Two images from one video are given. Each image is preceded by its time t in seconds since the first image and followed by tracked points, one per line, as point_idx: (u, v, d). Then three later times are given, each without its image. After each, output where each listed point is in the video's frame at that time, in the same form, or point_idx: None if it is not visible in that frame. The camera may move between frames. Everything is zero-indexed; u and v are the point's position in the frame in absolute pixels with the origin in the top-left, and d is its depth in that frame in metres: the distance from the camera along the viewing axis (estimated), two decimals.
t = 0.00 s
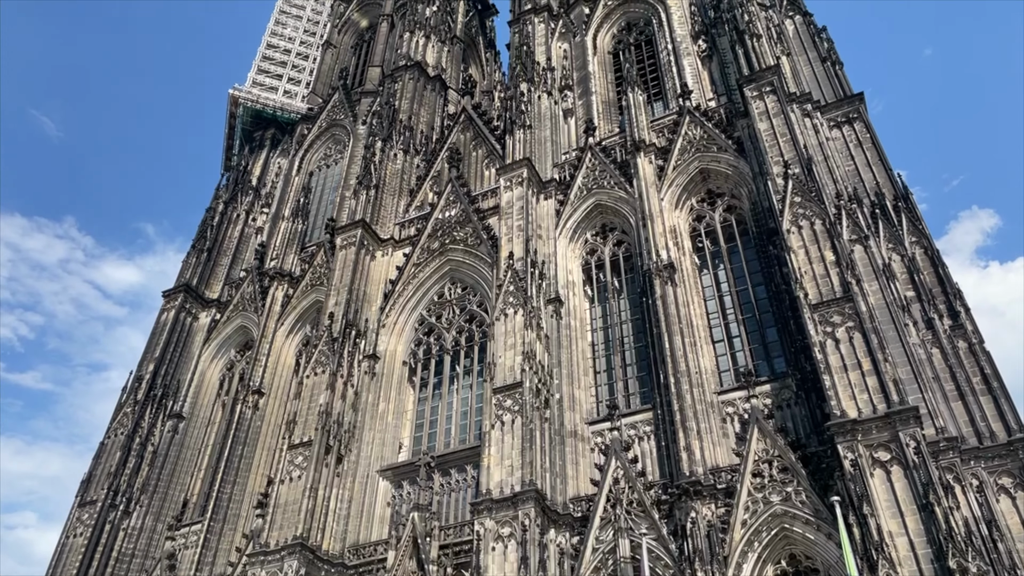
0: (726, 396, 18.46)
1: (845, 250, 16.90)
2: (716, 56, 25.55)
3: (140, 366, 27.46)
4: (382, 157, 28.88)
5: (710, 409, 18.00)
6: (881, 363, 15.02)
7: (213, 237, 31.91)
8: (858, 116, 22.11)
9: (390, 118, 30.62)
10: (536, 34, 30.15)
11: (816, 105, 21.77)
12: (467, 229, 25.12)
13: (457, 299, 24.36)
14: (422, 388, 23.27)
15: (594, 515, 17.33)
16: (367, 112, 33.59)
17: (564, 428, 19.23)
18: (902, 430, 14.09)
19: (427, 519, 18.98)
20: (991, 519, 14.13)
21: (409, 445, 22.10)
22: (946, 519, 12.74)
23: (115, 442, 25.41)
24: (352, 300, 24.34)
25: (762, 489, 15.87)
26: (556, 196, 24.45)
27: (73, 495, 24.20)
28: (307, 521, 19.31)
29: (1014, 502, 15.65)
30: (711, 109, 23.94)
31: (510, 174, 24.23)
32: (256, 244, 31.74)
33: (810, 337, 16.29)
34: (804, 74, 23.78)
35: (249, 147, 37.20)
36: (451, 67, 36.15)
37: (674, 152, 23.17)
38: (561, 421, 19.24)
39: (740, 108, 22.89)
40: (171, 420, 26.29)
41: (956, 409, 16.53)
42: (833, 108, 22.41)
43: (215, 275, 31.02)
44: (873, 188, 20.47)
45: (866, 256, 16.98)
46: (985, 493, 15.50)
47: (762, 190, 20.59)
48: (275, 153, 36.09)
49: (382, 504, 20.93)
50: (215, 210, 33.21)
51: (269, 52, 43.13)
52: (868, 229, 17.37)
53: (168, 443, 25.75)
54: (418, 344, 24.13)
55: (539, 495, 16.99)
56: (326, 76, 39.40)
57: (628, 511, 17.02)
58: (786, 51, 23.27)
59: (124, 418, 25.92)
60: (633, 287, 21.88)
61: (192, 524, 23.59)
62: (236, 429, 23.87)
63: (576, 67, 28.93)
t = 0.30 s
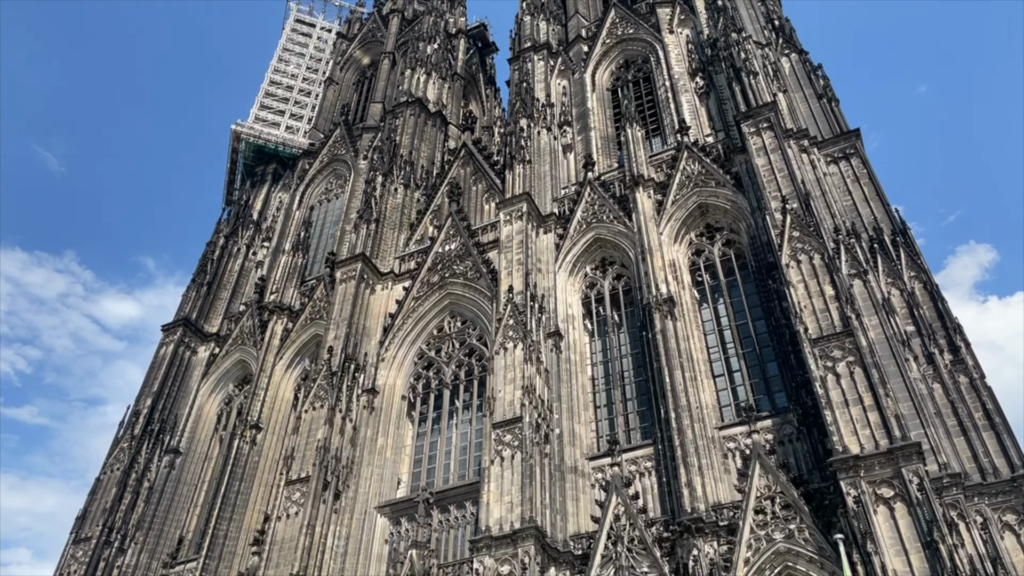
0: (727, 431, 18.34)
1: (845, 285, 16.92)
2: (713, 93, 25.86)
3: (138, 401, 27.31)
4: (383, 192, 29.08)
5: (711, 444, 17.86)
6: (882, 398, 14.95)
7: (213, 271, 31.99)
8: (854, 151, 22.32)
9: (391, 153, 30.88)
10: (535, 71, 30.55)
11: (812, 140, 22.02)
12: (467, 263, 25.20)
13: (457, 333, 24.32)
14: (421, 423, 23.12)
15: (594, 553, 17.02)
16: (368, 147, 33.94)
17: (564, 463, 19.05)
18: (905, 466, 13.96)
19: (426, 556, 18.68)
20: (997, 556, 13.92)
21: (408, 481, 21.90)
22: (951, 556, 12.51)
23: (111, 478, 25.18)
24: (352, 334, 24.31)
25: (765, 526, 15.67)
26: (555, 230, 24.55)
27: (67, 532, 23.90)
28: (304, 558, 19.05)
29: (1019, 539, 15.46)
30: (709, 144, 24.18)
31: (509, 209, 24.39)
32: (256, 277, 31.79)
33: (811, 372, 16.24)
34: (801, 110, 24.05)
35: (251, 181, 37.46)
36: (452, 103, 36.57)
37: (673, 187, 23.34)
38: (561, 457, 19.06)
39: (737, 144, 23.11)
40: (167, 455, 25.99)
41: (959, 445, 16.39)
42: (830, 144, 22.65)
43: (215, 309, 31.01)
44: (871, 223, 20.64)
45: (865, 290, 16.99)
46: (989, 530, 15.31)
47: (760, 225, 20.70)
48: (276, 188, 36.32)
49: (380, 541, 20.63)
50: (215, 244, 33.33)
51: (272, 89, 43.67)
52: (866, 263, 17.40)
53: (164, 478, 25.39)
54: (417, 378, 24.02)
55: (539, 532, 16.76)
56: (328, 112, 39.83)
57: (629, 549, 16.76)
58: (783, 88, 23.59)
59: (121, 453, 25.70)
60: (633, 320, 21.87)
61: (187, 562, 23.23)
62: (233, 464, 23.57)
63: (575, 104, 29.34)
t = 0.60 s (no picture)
0: (727, 467, 18.18)
1: (843, 319, 16.92)
2: (710, 129, 26.12)
3: (133, 435, 27.07)
4: (382, 225, 29.20)
5: (711, 480, 17.69)
6: (882, 433, 14.85)
7: (211, 304, 31.95)
8: (850, 187, 22.52)
9: (390, 187, 31.07)
10: (534, 106, 30.88)
11: (809, 176, 22.22)
12: (465, 296, 25.23)
13: (455, 366, 24.23)
14: (419, 458, 22.92)
15: None
16: (368, 182, 34.19)
17: (563, 499, 18.81)
18: (906, 503, 13.83)
19: None
20: None
21: (405, 518, 21.66)
22: None
23: (104, 514, 24.97)
24: (349, 367, 24.21)
25: (767, 563, 15.46)
26: (554, 263, 24.60)
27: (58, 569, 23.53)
28: None
29: None
30: (706, 179, 24.36)
31: (508, 242, 24.53)
32: (254, 310, 31.76)
33: (811, 407, 16.16)
34: (797, 146, 24.29)
35: (251, 215, 37.62)
36: (451, 138, 36.90)
37: (671, 221, 23.47)
38: (559, 493, 18.81)
39: (734, 179, 23.29)
40: (162, 490, 25.71)
41: (960, 481, 16.19)
42: (826, 179, 22.86)
43: (213, 342, 30.92)
44: (869, 256, 20.87)
45: (863, 325, 16.99)
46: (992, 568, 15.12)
47: (758, 259, 20.76)
48: (276, 221, 36.48)
49: None
50: (214, 277, 33.35)
51: (273, 123, 44.08)
52: (864, 298, 17.45)
53: (159, 515, 25.09)
54: (415, 413, 23.86)
55: (537, 569, 16.48)
56: (329, 146, 40.16)
57: None
58: (779, 124, 23.86)
59: (115, 488, 25.42)
60: (632, 354, 21.81)
61: None
62: (228, 499, 23.31)
63: (573, 139, 29.68)
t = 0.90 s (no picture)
0: (725, 501, 17.99)
1: (839, 352, 16.91)
2: (705, 163, 26.33)
3: (125, 467, 26.75)
4: (379, 256, 29.27)
5: (709, 515, 17.50)
6: (881, 468, 14.77)
7: (207, 334, 31.84)
8: (845, 221, 22.69)
9: (388, 219, 31.23)
10: (531, 139, 31.17)
11: (804, 210, 22.38)
12: (462, 327, 25.23)
13: (451, 398, 24.11)
14: (414, 491, 22.66)
15: None
16: (365, 213, 34.36)
17: (559, 534, 18.47)
18: (905, 539, 13.67)
19: None
20: None
21: (399, 552, 21.27)
22: None
23: (94, 547, 24.60)
24: (345, 399, 24.08)
25: None
26: (551, 295, 24.62)
27: None
28: None
29: None
30: (701, 212, 24.51)
31: (505, 273, 24.59)
32: (250, 341, 31.67)
33: (809, 441, 16.07)
34: (792, 181, 24.51)
35: (248, 245, 37.70)
36: (449, 170, 37.17)
37: (667, 254, 23.57)
38: (556, 527, 18.52)
39: (730, 213, 23.45)
40: (153, 523, 25.29)
41: (960, 517, 15.99)
42: (821, 213, 23.04)
43: (207, 373, 30.75)
44: (864, 290, 20.91)
45: (860, 358, 16.98)
46: None
47: (754, 292, 20.81)
48: (273, 252, 36.53)
49: None
50: (210, 307, 33.29)
51: (272, 155, 44.39)
52: (861, 331, 17.48)
53: (149, 548, 24.57)
54: (410, 445, 23.66)
55: None
56: (327, 178, 40.39)
57: None
58: (773, 158, 24.09)
59: (106, 521, 25.05)
60: (629, 387, 21.74)
61: None
62: (220, 532, 22.99)
63: (570, 172, 29.94)
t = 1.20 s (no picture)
0: (720, 534, 17.82)
1: (834, 384, 16.91)
2: (699, 194, 26.52)
3: (114, 495, 26.34)
4: (374, 284, 29.26)
5: (704, 548, 17.31)
6: (876, 501, 14.69)
7: (200, 361, 31.67)
8: (839, 253, 22.84)
9: (384, 247, 31.29)
10: (527, 169, 31.39)
11: (798, 241, 22.52)
12: (456, 356, 25.17)
13: (445, 427, 23.98)
14: (406, 521, 22.40)
15: None
16: (361, 241, 34.45)
17: (553, 565, 18.26)
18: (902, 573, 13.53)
19: None
20: None
21: None
22: None
23: None
24: (338, 428, 23.91)
25: None
26: (545, 323, 24.62)
27: None
28: None
29: None
30: (696, 243, 24.64)
31: (500, 302, 24.61)
32: (243, 368, 31.52)
33: (804, 473, 16.00)
34: (786, 212, 24.69)
35: (243, 272, 37.69)
36: (445, 198, 37.34)
37: (662, 284, 23.65)
38: (549, 559, 18.28)
39: (724, 243, 23.59)
40: (141, 553, 24.94)
41: (955, 551, 15.57)
42: (815, 245, 23.22)
43: (199, 401, 30.53)
44: (858, 321, 20.96)
45: (855, 389, 16.95)
46: None
47: (749, 322, 20.86)
48: (268, 279, 36.52)
49: None
50: (204, 334, 33.17)
51: (269, 183, 44.57)
52: (855, 362, 17.48)
53: None
54: (403, 475, 23.45)
55: None
56: (323, 206, 40.53)
57: None
58: (767, 190, 24.28)
59: (93, 550, 24.68)
60: (623, 417, 21.66)
61: None
62: (208, 563, 22.63)
63: (565, 202, 30.11)
